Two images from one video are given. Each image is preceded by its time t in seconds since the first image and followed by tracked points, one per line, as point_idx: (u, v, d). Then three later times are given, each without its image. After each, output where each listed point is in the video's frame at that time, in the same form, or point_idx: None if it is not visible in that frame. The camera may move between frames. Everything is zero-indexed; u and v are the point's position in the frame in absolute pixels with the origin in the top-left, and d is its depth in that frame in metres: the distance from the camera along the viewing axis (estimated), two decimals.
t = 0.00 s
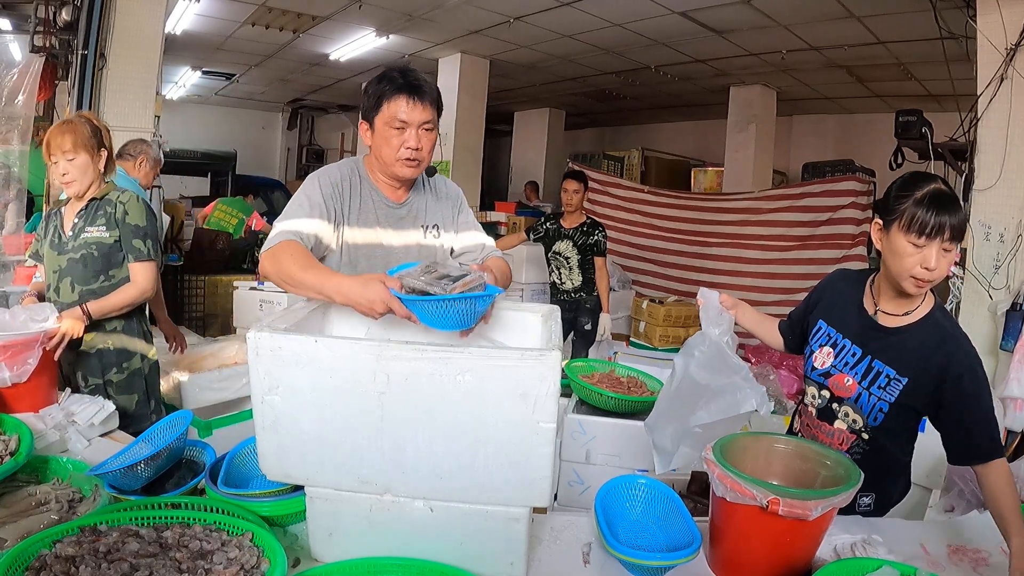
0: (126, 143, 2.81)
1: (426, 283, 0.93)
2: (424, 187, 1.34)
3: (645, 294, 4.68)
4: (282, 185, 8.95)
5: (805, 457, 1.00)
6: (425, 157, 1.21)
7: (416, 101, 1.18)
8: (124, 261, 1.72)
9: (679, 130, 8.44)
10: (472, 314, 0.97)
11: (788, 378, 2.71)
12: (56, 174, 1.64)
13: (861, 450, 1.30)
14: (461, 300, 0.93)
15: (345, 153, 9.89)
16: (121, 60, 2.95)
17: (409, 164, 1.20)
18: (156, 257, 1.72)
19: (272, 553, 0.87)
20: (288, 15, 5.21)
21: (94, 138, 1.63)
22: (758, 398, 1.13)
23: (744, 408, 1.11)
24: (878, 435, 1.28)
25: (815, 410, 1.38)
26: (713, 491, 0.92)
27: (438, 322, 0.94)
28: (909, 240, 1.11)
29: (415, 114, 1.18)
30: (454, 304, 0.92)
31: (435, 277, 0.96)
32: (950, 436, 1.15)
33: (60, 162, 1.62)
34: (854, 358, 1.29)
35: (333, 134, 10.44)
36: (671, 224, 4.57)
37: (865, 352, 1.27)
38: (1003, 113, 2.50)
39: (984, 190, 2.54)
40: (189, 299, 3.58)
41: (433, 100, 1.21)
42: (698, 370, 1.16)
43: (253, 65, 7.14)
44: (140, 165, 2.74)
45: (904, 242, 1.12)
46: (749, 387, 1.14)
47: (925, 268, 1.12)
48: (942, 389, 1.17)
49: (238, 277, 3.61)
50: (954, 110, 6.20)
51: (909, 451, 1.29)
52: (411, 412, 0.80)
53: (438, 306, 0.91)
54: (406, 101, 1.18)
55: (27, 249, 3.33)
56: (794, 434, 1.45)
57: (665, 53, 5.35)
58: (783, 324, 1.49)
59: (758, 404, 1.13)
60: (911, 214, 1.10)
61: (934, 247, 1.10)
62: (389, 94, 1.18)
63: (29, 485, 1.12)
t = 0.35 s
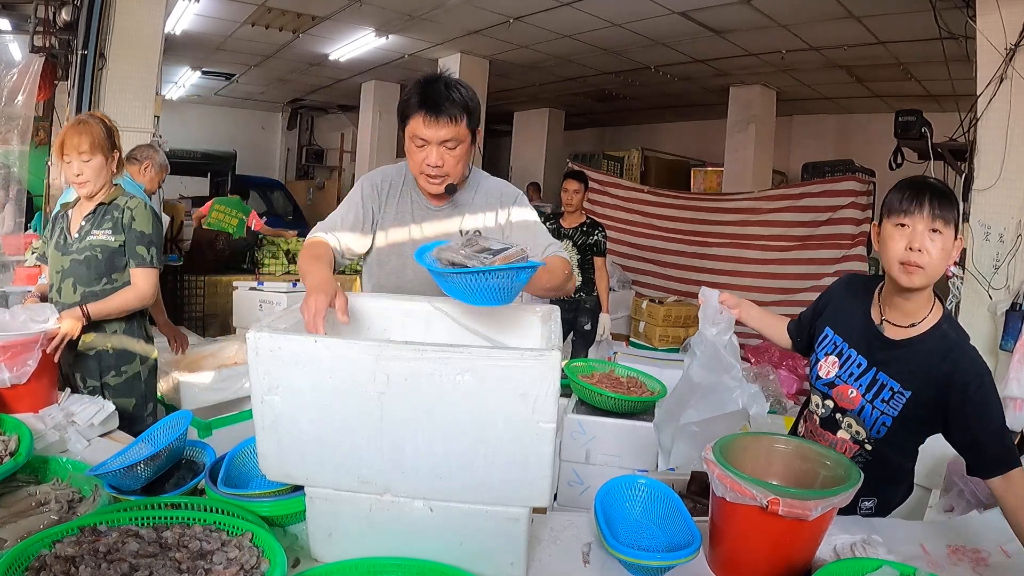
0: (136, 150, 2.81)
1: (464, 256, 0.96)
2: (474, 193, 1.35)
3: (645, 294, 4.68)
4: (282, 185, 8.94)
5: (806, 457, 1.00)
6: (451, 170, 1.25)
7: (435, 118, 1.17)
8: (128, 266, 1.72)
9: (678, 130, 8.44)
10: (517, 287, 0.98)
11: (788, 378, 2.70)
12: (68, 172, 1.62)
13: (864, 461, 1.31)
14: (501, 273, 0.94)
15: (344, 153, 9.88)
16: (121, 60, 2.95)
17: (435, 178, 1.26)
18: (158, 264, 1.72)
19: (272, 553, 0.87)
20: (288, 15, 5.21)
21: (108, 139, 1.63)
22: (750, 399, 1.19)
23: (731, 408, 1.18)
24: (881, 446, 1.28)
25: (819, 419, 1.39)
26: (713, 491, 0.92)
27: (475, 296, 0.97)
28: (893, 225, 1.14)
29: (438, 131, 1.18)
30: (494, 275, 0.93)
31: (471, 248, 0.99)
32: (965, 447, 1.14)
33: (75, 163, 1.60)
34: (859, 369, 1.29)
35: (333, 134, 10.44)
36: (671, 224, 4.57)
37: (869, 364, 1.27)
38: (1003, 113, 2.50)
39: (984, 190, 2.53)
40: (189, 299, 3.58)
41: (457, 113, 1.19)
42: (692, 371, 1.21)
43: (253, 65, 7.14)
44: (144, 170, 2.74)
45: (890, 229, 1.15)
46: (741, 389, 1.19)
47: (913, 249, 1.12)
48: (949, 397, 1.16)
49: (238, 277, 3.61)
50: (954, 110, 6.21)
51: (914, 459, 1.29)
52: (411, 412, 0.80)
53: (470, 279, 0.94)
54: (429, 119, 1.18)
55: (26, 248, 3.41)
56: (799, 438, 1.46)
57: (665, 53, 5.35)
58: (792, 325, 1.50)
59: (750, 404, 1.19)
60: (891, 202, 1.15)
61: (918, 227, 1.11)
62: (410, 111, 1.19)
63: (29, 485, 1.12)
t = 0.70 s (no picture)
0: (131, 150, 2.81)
1: (468, 299, 0.96)
2: (510, 193, 1.35)
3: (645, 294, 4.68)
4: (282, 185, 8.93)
5: (805, 457, 1.00)
6: (499, 164, 1.25)
7: (487, 110, 1.21)
8: (131, 269, 1.72)
9: (678, 130, 8.44)
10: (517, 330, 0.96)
11: (788, 378, 2.70)
12: (72, 174, 1.62)
13: (867, 453, 1.29)
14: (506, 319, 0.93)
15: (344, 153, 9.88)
16: (121, 60, 2.94)
17: (482, 172, 1.25)
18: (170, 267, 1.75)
19: (272, 553, 0.86)
20: (288, 15, 5.21)
21: (109, 140, 1.62)
22: (753, 398, 1.15)
23: (738, 408, 1.14)
24: (887, 434, 1.27)
25: (822, 412, 1.36)
26: (713, 491, 0.92)
27: (469, 338, 0.96)
28: (882, 210, 1.18)
29: (488, 122, 1.20)
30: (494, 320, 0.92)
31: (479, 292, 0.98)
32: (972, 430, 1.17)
33: (77, 165, 1.60)
34: (862, 357, 1.29)
35: (332, 134, 10.43)
36: (671, 224, 4.57)
37: (872, 351, 1.28)
38: (1003, 113, 2.50)
39: (984, 190, 2.53)
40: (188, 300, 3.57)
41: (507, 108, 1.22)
42: (691, 371, 1.18)
43: (253, 65, 7.14)
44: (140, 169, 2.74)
45: (879, 214, 1.19)
46: (744, 389, 1.16)
47: (899, 231, 1.15)
48: (953, 382, 1.18)
49: (237, 277, 3.61)
50: (954, 110, 6.21)
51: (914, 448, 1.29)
52: (411, 412, 0.80)
53: (470, 322, 0.93)
54: (479, 112, 1.21)
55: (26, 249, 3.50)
56: (797, 434, 1.44)
57: (665, 53, 5.35)
58: (784, 328, 1.50)
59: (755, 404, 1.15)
60: (880, 188, 1.19)
61: (905, 211, 1.15)
62: (459, 105, 1.22)
63: (29, 485, 1.12)
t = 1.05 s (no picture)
0: (134, 154, 2.82)
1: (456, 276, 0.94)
2: (514, 191, 1.36)
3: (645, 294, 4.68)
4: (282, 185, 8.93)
5: (805, 457, 1.00)
6: (508, 163, 1.27)
7: (499, 108, 1.22)
8: (138, 270, 1.72)
9: (678, 130, 8.44)
10: (504, 306, 0.95)
11: (788, 378, 2.70)
12: (74, 176, 1.62)
13: (864, 442, 1.29)
14: (492, 289, 0.91)
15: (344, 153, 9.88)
16: (121, 60, 2.94)
17: (490, 170, 1.27)
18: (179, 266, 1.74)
19: (272, 554, 0.87)
20: (288, 15, 5.20)
21: (108, 141, 1.62)
22: (747, 384, 1.14)
23: (729, 392, 1.13)
24: (882, 422, 1.27)
25: (816, 404, 1.36)
26: (713, 490, 0.92)
27: (448, 312, 0.95)
28: (889, 224, 1.15)
29: (497, 121, 1.22)
30: (479, 293, 0.91)
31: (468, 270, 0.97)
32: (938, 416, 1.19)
33: (78, 168, 1.61)
34: (853, 346, 1.29)
35: (333, 134, 10.42)
36: (671, 224, 4.57)
37: (862, 339, 1.28)
38: (1003, 113, 2.50)
39: (984, 189, 2.53)
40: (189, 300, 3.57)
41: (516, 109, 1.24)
42: (687, 364, 1.17)
43: (253, 65, 7.14)
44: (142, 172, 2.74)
45: (885, 227, 1.16)
46: (737, 374, 1.15)
47: (907, 249, 1.14)
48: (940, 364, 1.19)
49: (237, 277, 3.62)
50: (954, 110, 6.21)
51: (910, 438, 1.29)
52: (411, 413, 0.80)
53: (452, 294, 0.91)
54: (488, 111, 1.22)
55: (26, 249, 3.52)
56: (793, 431, 1.43)
57: (665, 53, 5.34)
58: (773, 327, 1.50)
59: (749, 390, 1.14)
60: (889, 200, 1.14)
61: (914, 229, 1.13)
62: (471, 101, 1.24)
63: (29, 485, 1.12)
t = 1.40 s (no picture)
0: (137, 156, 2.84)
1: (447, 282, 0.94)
2: (512, 191, 1.36)
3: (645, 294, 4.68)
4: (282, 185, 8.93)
5: (805, 457, 1.00)
6: (508, 158, 1.27)
7: (495, 103, 1.24)
8: (138, 273, 1.72)
9: (679, 130, 8.44)
10: (487, 316, 0.94)
11: (788, 378, 2.70)
12: (75, 176, 1.62)
13: (856, 446, 1.30)
14: (477, 296, 0.90)
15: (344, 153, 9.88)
16: (121, 60, 2.94)
17: (491, 167, 1.27)
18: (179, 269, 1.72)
19: (272, 553, 0.86)
20: (288, 15, 5.21)
21: (109, 141, 1.62)
22: (739, 387, 1.12)
23: (719, 395, 1.11)
24: (873, 427, 1.27)
25: (809, 407, 1.37)
26: (713, 490, 0.92)
27: (435, 320, 0.96)
28: (897, 235, 1.12)
29: (494, 115, 1.23)
30: (464, 300, 0.91)
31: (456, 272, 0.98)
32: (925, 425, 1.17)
33: (79, 168, 1.61)
34: (845, 350, 1.30)
35: (333, 134, 10.42)
36: (671, 224, 4.57)
37: (856, 345, 1.28)
38: (1003, 113, 2.50)
39: (984, 190, 2.53)
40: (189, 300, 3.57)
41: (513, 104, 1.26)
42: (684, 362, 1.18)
43: (253, 65, 7.14)
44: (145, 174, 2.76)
45: (893, 238, 1.13)
46: (729, 375, 1.13)
47: (914, 262, 1.12)
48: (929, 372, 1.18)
49: (237, 277, 3.62)
50: (954, 110, 6.21)
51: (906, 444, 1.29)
52: (411, 412, 0.80)
53: (437, 301, 0.93)
54: (485, 106, 1.24)
55: (26, 249, 3.51)
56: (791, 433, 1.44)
57: (665, 53, 5.34)
58: (778, 325, 1.50)
59: (739, 393, 1.11)
60: (900, 209, 1.11)
61: (922, 241, 1.11)
62: (467, 98, 1.25)
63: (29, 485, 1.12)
